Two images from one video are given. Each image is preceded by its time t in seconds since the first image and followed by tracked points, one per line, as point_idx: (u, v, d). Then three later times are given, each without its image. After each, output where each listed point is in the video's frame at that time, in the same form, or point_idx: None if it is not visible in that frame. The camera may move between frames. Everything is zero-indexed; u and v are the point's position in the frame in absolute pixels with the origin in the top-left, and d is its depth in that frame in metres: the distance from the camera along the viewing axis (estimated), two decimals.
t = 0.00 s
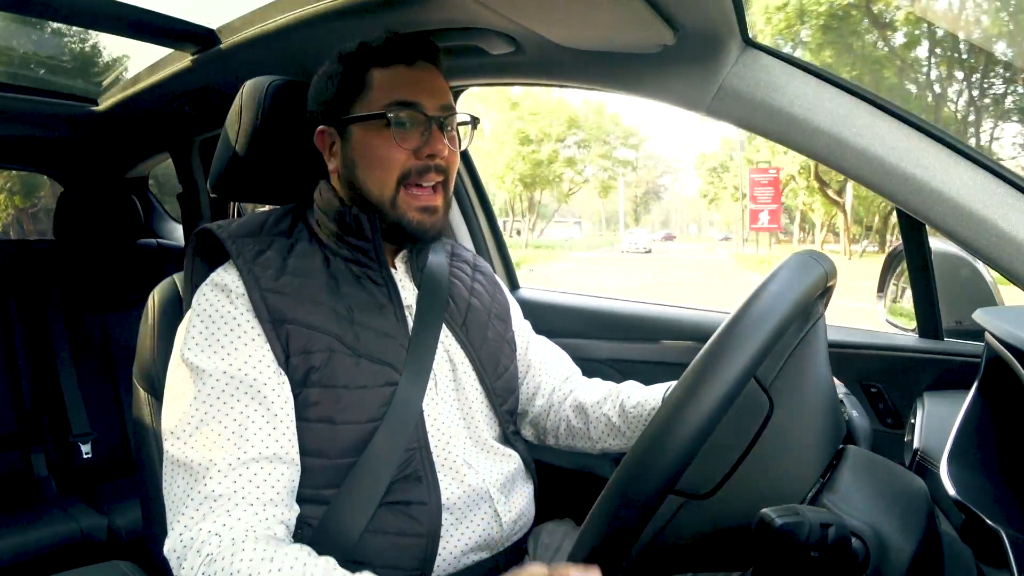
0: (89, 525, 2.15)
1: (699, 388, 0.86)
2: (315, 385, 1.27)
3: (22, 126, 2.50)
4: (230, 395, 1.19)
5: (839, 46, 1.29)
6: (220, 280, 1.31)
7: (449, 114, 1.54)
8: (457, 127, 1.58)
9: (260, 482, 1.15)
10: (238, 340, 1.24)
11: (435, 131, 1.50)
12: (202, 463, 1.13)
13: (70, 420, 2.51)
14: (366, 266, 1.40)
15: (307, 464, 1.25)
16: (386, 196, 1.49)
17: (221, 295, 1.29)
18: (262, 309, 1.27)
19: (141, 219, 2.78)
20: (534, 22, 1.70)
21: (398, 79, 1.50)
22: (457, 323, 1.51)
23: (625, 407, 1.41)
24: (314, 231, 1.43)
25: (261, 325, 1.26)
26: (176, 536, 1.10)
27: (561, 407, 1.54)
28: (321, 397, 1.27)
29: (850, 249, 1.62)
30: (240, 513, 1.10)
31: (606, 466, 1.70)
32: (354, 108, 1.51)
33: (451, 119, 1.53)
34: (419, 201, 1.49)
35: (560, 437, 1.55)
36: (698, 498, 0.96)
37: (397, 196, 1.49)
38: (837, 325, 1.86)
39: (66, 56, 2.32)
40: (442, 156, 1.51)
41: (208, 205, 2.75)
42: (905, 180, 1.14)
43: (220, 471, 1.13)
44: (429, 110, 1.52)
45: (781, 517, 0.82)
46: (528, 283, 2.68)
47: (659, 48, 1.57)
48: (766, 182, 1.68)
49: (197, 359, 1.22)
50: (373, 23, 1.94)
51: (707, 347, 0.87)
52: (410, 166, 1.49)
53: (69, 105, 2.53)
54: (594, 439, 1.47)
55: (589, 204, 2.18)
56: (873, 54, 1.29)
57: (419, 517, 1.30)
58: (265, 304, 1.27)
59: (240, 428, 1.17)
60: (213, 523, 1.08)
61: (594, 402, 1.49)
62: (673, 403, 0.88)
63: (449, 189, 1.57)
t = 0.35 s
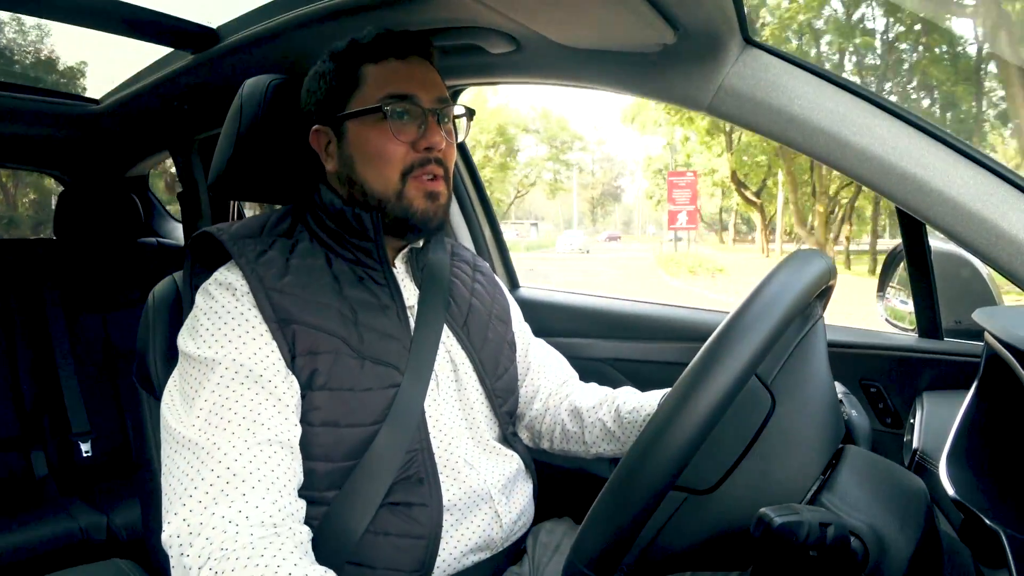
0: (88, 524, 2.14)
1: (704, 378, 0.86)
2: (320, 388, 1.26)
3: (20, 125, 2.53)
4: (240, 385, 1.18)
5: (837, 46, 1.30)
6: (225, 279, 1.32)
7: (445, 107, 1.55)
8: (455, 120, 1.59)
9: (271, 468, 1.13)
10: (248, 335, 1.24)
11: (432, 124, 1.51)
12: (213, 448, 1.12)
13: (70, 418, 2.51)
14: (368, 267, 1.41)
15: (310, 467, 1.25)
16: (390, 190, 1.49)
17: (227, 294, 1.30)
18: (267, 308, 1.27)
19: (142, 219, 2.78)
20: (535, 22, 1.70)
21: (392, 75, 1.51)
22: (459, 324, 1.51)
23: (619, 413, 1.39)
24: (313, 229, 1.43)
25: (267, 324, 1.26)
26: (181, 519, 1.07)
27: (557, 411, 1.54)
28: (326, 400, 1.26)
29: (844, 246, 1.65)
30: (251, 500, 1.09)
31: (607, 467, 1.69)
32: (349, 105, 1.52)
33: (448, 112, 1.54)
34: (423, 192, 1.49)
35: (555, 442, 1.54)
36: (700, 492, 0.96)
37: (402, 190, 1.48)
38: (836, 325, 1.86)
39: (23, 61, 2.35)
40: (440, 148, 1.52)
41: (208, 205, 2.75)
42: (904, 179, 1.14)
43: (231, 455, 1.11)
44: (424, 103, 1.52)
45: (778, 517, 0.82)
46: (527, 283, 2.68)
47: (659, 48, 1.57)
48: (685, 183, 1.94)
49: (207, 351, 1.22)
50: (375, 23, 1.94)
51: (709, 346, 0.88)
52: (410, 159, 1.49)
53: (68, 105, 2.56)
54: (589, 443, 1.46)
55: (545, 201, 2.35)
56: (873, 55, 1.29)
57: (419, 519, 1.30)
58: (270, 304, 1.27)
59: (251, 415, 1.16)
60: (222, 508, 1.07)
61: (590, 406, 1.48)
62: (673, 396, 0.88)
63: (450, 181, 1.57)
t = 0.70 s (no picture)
0: (89, 525, 2.14)
1: (705, 377, 0.85)
2: (320, 385, 1.26)
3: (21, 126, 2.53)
4: (237, 392, 1.19)
5: (835, 46, 1.31)
6: (225, 279, 1.32)
7: (451, 106, 1.57)
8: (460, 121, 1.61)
9: (271, 475, 1.14)
10: (245, 338, 1.24)
11: (439, 121, 1.53)
12: (212, 457, 1.13)
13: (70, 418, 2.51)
14: (368, 266, 1.41)
15: (313, 464, 1.24)
16: (394, 185, 1.51)
17: (225, 294, 1.30)
18: (265, 307, 1.27)
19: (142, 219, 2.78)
20: (535, 22, 1.70)
21: (400, 73, 1.53)
22: (460, 323, 1.51)
23: (612, 425, 1.41)
24: (315, 228, 1.43)
25: (266, 324, 1.26)
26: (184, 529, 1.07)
27: (550, 416, 1.54)
28: (326, 398, 1.26)
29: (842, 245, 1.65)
30: (251, 505, 1.09)
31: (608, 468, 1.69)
32: (357, 102, 1.54)
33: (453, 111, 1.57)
34: (427, 189, 1.51)
35: (544, 446, 1.55)
36: (707, 480, 0.91)
37: (406, 185, 1.51)
38: (836, 324, 1.86)
39: None
40: (445, 146, 1.54)
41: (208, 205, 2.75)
42: (903, 179, 1.14)
43: (230, 463, 1.12)
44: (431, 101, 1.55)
45: (779, 515, 0.82)
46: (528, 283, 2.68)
47: (659, 47, 1.58)
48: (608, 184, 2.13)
49: (203, 356, 1.22)
50: (376, 23, 1.94)
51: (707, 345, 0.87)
52: (416, 155, 1.51)
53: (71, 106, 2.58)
54: (577, 451, 1.46)
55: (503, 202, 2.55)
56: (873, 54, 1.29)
57: (418, 517, 1.30)
58: (269, 303, 1.27)
59: (248, 423, 1.17)
60: (223, 513, 1.07)
61: (581, 414, 1.48)
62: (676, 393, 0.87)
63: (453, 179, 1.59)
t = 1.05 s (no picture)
0: (88, 528, 2.13)
1: (700, 382, 0.84)
2: (319, 388, 1.26)
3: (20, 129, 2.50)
4: (240, 395, 1.19)
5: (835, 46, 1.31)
6: (224, 281, 1.32)
7: (444, 98, 1.56)
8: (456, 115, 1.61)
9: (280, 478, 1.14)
10: (245, 340, 1.24)
11: (434, 116, 1.53)
12: (220, 461, 1.13)
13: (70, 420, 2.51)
14: (367, 270, 1.40)
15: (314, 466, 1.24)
16: (392, 185, 1.51)
17: (225, 296, 1.30)
18: (264, 311, 1.27)
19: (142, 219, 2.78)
20: (535, 23, 1.70)
21: (392, 70, 1.51)
22: (460, 325, 1.51)
23: (607, 431, 1.41)
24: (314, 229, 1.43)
25: (266, 327, 1.26)
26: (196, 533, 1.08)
27: (545, 420, 1.54)
28: (325, 400, 1.26)
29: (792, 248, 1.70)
30: (263, 505, 1.10)
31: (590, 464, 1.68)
32: (350, 102, 1.52)
33: (447, 103, 1.55)
34: (419, 203, 1.52)
35: (538, 449, 1.55)
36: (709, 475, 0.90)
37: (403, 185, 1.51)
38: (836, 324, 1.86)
39: None
40: (441, 141, 1.54)
41: (208, 205, 2.75)
42: (904, 181, 1.14)
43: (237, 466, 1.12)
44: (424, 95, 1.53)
45: (779, 517, 0.82)
46: (528, 283, 2.68)
47: (660, 48, 1.59)
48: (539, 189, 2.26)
49: (205, 360, 1.22)
50: (376, 23, 1.94)
51: (704, 349, 0.86)
52: (411, 153, 1.51)
53: (70, 106, 2.55)
54: (569, 456, 1.46)
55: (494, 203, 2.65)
56: (873, 54, 1.29)
57: (418, 519, 1.30)
58: (268, 306, 1.27)
59: (253, 426, 1.17)
60: (236, 515, 1.07)
61: (576, 419, 1.47)
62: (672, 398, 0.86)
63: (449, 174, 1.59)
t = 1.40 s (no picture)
0: (89, 529, 2.13)
1: (699, 386, 0.82)
2: (316, 388, 1.26)
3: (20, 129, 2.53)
4: (240, 395, 1.18)
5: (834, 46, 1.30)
6: (219, 283, 1.32)
7: (432, 88, 1.59)
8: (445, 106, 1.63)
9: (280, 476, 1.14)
10: (243, 341, 1.24)
11: (424, 105, 1.56)
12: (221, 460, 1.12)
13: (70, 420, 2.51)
14: (365, 271, 1.41)
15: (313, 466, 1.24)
16: (387, 176, 1.53)
17: (221, 297, 1.30)
18: (261, 311, 1.27)
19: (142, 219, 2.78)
20: (534, 22, 1.71)
21: (381, 63, 1.54)
22: (457, 324, 1.51)
23: (600, 435, 1.42)
24: (309, 230, 1.43)
25: (263, 327, 1.25)
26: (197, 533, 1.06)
27: (541, 422, 1.54)
28: (323, 400, 1.26)
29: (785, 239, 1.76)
30: (265, 504, 1.08)
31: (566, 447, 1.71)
32: (340, 98, 1.54)
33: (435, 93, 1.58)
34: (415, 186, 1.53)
35: (532, 450, 1.56)
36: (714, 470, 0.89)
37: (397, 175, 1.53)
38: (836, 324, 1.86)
39: None
40: (432, 130, 1.57)
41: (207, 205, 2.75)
42: (903, 182, 1.14)
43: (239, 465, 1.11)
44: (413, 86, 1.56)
45: (779, 518, 0.81)
46: (528, 283, 2.68)
47: (660, 48, 1.59)
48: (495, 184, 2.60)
49: (205, 360, 1.21)
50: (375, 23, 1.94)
51: (704, 350, 0.85)
52: (405, 143, 1.54)
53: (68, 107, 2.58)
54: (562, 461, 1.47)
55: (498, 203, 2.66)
56: (870, 55, 1.29)
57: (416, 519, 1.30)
58: (264, 307, 1.27)
59: (254, 426, 1.17)
60: (237, 513, 1.06)
61: (571, 423, 1.48)
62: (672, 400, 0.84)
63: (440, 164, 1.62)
